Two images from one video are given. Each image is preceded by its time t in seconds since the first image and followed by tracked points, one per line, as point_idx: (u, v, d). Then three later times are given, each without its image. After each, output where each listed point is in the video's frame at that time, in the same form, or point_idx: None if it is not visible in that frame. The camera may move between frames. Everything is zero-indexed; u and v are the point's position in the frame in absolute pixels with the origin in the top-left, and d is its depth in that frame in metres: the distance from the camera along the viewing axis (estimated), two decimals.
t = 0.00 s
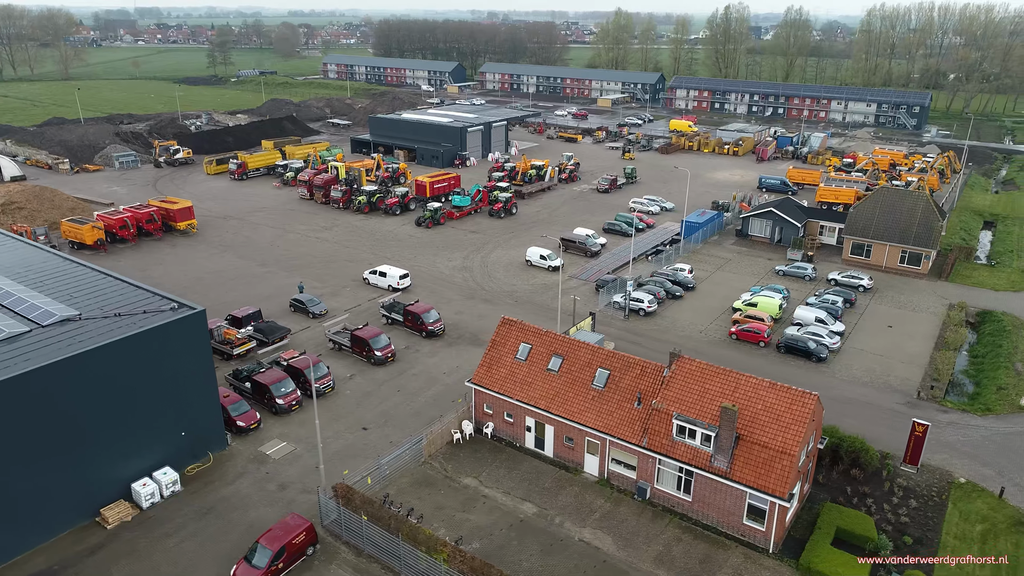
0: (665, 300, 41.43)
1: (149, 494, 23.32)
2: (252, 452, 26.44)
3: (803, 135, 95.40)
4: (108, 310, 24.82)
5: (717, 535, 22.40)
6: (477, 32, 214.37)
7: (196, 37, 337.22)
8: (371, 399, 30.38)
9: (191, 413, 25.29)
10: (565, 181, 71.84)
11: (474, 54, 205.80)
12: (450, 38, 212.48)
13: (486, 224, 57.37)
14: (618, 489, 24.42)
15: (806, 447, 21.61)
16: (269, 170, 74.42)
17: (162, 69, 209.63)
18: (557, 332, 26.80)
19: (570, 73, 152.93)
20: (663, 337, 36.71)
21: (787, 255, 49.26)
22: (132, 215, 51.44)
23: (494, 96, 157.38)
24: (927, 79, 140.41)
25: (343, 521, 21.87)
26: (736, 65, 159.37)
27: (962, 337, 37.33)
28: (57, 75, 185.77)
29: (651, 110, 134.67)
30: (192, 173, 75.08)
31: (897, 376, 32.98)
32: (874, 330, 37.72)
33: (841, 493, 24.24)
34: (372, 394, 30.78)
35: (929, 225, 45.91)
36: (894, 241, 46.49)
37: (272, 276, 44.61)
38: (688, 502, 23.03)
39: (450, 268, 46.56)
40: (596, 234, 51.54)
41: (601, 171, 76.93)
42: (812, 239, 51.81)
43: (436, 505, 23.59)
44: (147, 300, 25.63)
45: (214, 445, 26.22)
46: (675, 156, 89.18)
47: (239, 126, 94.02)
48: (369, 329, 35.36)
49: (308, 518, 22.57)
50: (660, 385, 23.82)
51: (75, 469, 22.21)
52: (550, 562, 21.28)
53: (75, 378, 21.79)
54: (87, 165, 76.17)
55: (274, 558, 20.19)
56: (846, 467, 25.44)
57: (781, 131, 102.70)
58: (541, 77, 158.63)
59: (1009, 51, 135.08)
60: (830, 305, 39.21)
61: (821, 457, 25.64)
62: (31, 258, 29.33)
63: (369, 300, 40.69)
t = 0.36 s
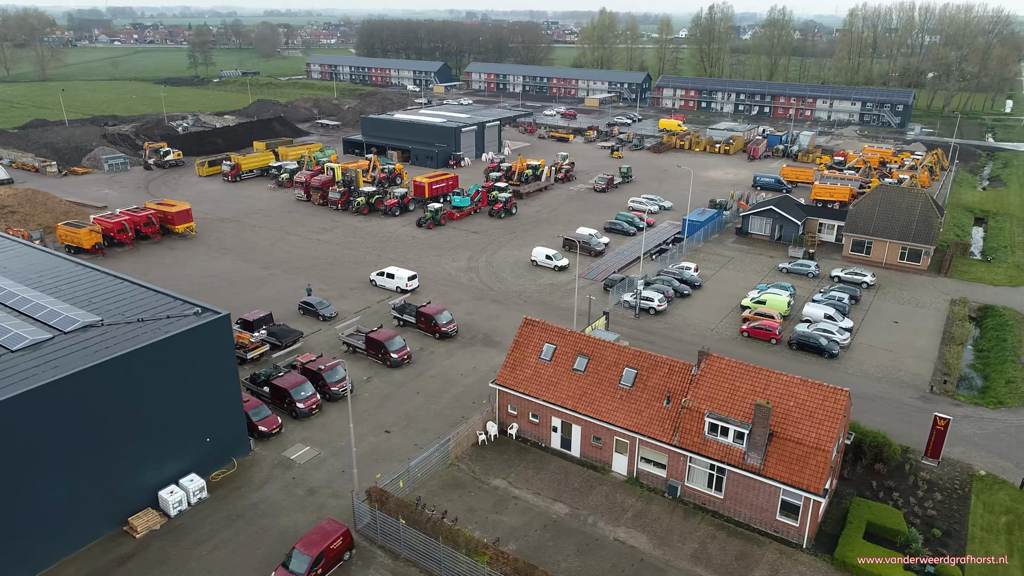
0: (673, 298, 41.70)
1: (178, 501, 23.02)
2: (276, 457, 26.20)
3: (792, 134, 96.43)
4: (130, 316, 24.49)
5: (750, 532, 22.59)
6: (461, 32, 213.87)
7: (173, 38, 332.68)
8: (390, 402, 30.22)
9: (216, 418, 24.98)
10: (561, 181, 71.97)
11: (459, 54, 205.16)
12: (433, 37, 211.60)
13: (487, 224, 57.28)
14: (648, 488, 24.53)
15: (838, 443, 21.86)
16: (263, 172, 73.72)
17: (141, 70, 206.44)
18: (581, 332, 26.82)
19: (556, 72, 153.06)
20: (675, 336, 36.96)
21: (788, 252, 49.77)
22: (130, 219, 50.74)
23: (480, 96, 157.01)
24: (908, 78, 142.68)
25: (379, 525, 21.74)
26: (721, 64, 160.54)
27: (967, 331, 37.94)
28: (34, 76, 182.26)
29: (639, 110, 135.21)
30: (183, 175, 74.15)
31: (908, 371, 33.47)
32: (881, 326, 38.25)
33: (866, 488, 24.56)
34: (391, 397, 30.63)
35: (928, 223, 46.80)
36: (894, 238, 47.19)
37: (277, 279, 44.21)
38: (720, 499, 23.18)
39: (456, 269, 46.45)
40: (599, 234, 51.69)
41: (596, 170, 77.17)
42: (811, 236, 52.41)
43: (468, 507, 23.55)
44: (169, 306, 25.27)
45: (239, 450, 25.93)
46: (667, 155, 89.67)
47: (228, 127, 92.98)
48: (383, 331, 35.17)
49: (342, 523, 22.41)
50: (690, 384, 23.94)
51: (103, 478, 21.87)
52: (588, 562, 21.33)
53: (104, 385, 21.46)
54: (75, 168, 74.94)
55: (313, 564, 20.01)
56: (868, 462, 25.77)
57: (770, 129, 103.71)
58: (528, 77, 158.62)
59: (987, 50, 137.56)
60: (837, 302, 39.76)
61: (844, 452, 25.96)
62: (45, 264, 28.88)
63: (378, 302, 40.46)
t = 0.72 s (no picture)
0: (681, 297, 41.95)
1: (207, 509, 22.70)
2: (300, 461, 25.96)
3: (780, 132, 97.44)
4: (154, 321, 24.12)
5: (781, 528, 22.80)
6: (445, 32, 213.23)
7: (150, 38, 327.94)
8: (410, 404, 30.09)
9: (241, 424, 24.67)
10: (557, 180, 72.06)
11: (443, 54, 204.39)
12: (417, 37, 210.68)
13: (487, 225, 57.18)
14: (676, 485, 24.66)
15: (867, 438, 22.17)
16: (256, 174, 72.96)
17: (119, 71, 203.20)
18: (605, 332, 26.89)
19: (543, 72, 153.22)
20: (686, 334, 37.21)
21: (789, 250, 50.28)
22: (127, 222, 49.95)
23: (466, 96, 156.59)
24: (889, 77, 144.85)
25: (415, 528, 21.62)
26: (706, 63, 161.74)
27: (970, 326, 38.59)
28: (9, 77, 178.59)
29: (626, 109, 135.77)
30: (174, 177, 73.17)
31: (918, 366, 33.99)
32: (887, 322, 38.81)
33: (891, 482, 24.90)
34: (411, 399, 30.49)
35: (927, 220, 47.48)
36: (894, 234, 47.83)
37: (282, 282, 43.78)
38: (751, 496, 23.37)
39: (462, 270, 46.35)
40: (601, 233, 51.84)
41: (591, 170, 77.39)
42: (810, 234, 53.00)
43: (500, 509, 23.51)
44: (191, 311, 24.91)
45: (263, 455, 25.63)
46: (659, 154, 90.14)
47: (217, 129, 91.89)
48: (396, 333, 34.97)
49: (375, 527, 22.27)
50: (719, 382, 24.10)
51: (132, 486, 21.50)
52: (626, 560, 21.40)
53: (133, 392, 21.09)
54: (63, 170, 73.63)
55: (352, 569, 19.86)
56: (890, 456, 26.13)
57: (757, 128, 104.72)
58: (514, 77, 158.56)
59: (965, 49, 140.09)
60: (843, 298, 40.27)
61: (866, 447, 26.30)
62: (57, 270, 28.36)
63: (387, 303, 40.22)
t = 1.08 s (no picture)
0: (690, 295, 42.15)
1: (239, 515, 22.44)
2: (328, 465, 25.77)
3: (771, 131, 98.23)
4: (181, 325, 23.80)
5: (814, 523, 23.00)
6: (432, 31, 212.54)
7: (129, 38, 323.66)
8: (431, 405, 29.97)
9: (270, 428, 24.44)
10: (555, 180, 72.14)
11: (430, 54, 203.66)
12: (402, 37, 209.82)
13: (490, 225, 57.11)
14: (706, 483, 24.80)
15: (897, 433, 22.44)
16: (251, 175, 72.23)
17: (100, 71, 200.17)
18: (630, 331, 26.95)
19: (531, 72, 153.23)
20: (699, 332, 37.45)
21: (792, 247, 50.78)
22: (127, 225, 49.24)
23: (455, 96, 156.20)
24: (873, 75, 146.54)
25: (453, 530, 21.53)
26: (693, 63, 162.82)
27: (976, 321, 39.17)
28: None
29: (616, 108, 136.18)
30: (167, 178, 72.26)
31: (929, 361, 34.47)
32: (895, 318, 39.35)
33: (916, 476, 25.24)
34: (432, 400, 30.38)
35: (928, 217, 48.09)
36: (895, 231, 48.45)
37: (289, 284, 43.42)
38: (782, 492, 23.53)
39: (469, 270, 46.26)
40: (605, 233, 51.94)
41: (588, 169, 77.54)
42: (811, 231, 53.56)
43: (533, 509, 23.51)
44: (218, 315, 24.63)
45: (290, 460, 25.40)
46: (653, 153, 90.53)
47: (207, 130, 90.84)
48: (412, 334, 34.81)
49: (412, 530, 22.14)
50: (749, 380, 24.25)
51: (166, 493, 21.17)
52: (664, 559, 21.49)
53: (168, 397, 20.79)
54: (53, 173, 72.42)
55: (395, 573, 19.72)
56: (913, 451, 26.47)
57: (748, 126, 105.52)
58: (502, 77, 158.42)
59: (948, 48, 142.17)
60: (851, 295, 40.70)
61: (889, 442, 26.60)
62: (74, 275, 27.93)
63: (398, 305, 40.00)
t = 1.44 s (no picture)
0: (701, 294, 42.35)
1: (274, 519, 22.26)
2: (357, 468, 25.61)
3: (764, 130, 98.99)
4: (210, 329, 23.51)
5: (847, 519, 23.21)
6: (419, 31, 211.90)
7: (110, 38, 319.47)
8: (455, 407, 29.89)
9: (301, 432, 24.25)
10: (554, 179, 72.19)
11: (418, 53, 202.87)
12: (390, 37, 208.90)
13: (494, 225, 57.03)
14: (737, 481, 24.93)
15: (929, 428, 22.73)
16: (248, 176, 71.60)
17: (82, 71, 197.37)
18: (657, 331, 27.03)
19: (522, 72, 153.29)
20: (714, 331, 37.66)
21: (796, 245, 51.23)
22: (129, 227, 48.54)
23: (445, 96, 155.80)
24: (859, 75, 148.06)
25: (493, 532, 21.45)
26: (682, 62, 163.63)
27: (984, 316, 39.70)
28: None
29: (607, 108, 136.48)
30: (163, 180, 71.44)
31: (942, 357, 34.92)
32: (904, 314, 39.82)
33: (942, 470, 25.56)
34: (455, 401, 30.30)
35: (930, 214, 48.74)
36: (898, 229, 49.05)
37: (298, 286, 43.11)
38: (815, 489, 23.71)
39: (479, 271, 46.19)
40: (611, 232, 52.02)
41: (586, 169, 77.66)
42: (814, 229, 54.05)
43: (569, 510, 23.50)
44: (247, 318, 24.39)
45: (319, 464, 25.21)
46: (649, 152, 90.88)
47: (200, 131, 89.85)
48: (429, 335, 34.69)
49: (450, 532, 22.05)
50: (779, 378, 24.43)
51: (202, 498, 20.94)
52: (703, 557, 21.57)
53: (205, 402, 20.54)
54: (46, 175, 71.31)
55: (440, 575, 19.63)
56: (937, 446, 26.80)
57: (740, 126, 106.32)
58: (492, 77, 158.25)
59: (933, 47, 144.06)
60: (861, 292, 41.14)
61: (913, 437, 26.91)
62: (95, 279, 27.58)
63: (411, 306, 39.85)
